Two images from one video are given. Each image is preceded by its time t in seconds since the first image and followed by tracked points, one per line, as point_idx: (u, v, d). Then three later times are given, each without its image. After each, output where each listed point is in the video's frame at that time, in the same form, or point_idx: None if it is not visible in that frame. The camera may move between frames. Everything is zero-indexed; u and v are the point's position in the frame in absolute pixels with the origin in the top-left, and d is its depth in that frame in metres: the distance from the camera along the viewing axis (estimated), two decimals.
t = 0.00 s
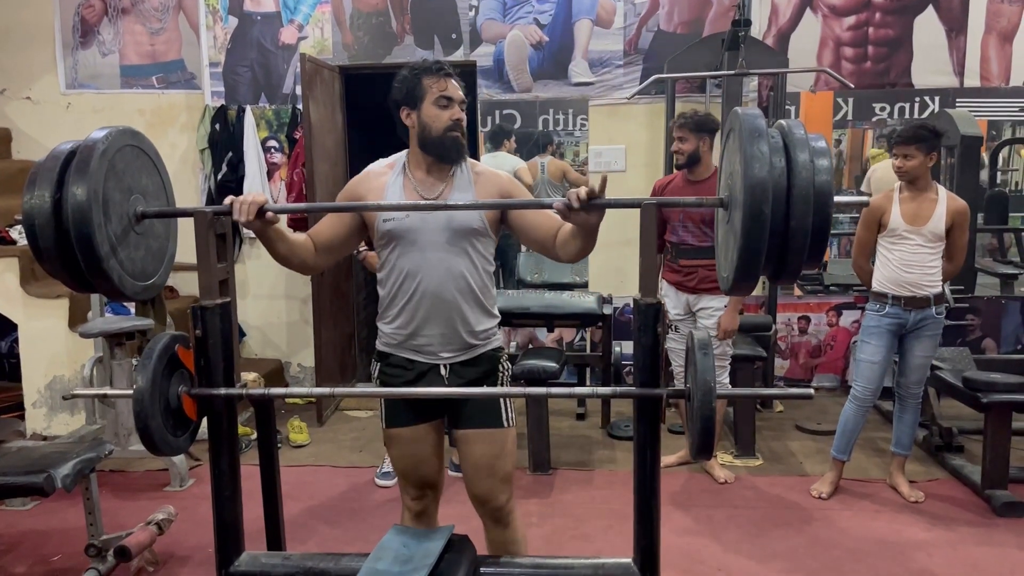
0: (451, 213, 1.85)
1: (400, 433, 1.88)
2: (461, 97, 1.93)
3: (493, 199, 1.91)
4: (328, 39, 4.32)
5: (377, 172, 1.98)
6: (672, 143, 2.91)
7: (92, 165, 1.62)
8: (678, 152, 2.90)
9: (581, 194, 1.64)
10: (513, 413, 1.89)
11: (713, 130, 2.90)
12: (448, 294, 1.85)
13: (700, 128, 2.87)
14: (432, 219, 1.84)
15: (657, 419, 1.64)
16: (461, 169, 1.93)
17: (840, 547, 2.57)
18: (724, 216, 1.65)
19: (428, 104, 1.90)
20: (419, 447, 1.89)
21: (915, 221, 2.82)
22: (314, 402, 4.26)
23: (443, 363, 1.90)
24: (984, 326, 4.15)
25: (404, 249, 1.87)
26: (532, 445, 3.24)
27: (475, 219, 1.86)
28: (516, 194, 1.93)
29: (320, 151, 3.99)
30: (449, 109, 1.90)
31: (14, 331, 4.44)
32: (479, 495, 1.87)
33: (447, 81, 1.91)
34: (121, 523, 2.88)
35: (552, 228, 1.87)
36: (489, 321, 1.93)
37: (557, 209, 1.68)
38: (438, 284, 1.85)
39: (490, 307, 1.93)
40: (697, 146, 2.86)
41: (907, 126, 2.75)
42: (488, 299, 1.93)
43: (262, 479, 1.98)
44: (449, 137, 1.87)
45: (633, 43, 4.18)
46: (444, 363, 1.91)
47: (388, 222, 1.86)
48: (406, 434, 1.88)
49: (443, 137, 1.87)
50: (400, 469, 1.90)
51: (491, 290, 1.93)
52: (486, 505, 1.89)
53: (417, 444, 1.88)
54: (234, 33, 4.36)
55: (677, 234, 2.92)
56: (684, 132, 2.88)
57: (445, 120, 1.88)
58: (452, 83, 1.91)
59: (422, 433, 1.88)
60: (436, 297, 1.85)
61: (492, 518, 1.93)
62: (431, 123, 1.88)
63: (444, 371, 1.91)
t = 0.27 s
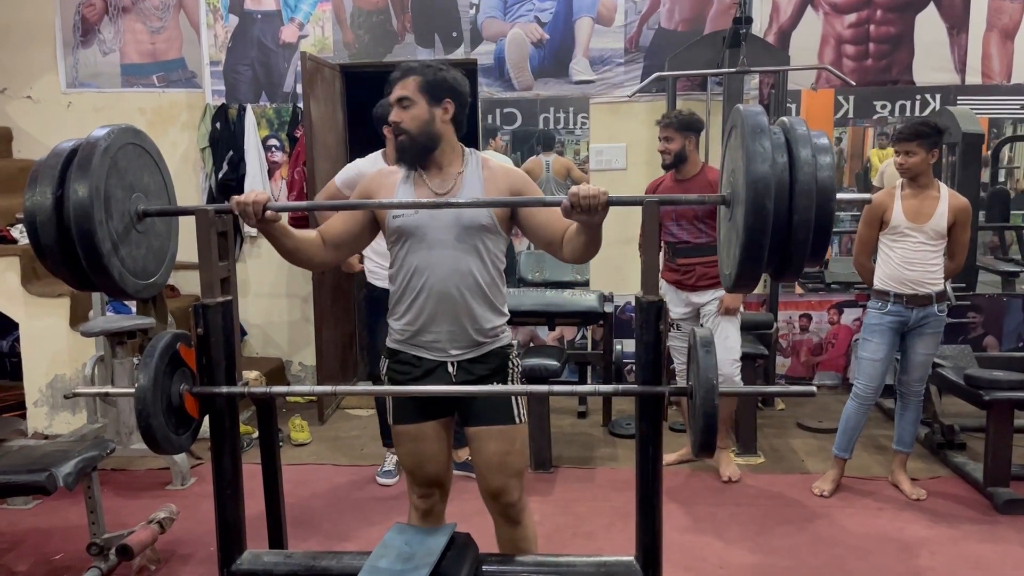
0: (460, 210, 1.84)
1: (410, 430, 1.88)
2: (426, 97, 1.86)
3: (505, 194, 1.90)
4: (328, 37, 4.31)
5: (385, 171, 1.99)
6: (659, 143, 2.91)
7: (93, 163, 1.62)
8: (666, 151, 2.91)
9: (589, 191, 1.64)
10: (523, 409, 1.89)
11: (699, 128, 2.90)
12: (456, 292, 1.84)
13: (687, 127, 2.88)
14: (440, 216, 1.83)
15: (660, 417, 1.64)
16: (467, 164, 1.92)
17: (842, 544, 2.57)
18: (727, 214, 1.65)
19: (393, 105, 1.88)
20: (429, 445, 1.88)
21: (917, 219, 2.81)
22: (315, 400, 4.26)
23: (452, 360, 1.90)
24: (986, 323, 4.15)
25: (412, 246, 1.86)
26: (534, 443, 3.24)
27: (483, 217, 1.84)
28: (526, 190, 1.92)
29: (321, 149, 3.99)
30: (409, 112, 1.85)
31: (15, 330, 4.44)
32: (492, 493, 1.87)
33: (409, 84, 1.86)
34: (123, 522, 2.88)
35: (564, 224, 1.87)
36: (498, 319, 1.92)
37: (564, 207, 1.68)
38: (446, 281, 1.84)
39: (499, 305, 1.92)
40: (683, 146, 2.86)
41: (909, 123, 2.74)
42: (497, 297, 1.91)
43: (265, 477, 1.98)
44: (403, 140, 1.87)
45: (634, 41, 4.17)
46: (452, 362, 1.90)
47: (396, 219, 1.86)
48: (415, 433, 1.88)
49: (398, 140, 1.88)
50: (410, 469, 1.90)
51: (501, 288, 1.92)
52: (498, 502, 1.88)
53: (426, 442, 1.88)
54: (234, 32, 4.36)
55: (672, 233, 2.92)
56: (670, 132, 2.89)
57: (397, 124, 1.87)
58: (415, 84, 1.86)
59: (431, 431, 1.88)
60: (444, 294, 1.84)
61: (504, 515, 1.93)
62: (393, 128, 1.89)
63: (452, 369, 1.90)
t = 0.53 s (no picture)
0: (452, 210, 1.83)
1: (411, 431, 1.87)
2: (403, 100, 1.86)
3: (495, 193, 1.89)
4: (331, 37, 4.31)
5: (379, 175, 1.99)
6: (664, 142, 2.90)
7: (97, 165, 1.61)
8: (672, 149, 2.89)
9: (594, 190, 1.63)
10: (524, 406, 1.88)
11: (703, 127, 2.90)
12: (448, 293, 1.83)
13: (692, 125, 2.87)
14: (431, 218, 1.83)
15: (666, 417, 1.63)
16: (456, 162, 1.91)
17: (847, 544, 2.56)
18: (733, 213, 1.64)
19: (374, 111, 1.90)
20: (430, 446, 1.88)
21: (922, 217, 2.80)
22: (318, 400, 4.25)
23: (449, 360, 1.89)
24: (990, 322, 4.13)
25: (406, 249, 1.86)
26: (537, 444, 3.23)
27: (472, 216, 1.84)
28: (517, 188, 1.90)
29: (324, 149, 3.98)
30: (388, 116, 1.87)
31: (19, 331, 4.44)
32: (496, 491, 1.85)
33: (387, 89, 1.87)
34: (127, 522, 2.88)
35: (558, 221, 1.86)
36: (494, 318, 1.90)
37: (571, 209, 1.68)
38: (438, 283, 1.83)
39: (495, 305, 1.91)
40: (688, 144, 2.85)
41: (915, 122, 2.73)
42: (492, 298, 1.89)
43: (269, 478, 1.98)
44: (384, 147, 1.89)
45: (637, 39, 4.16)
46: (449, 362, 1.89)
47: (390, 222, 1.87)
48: (415, 434, 1.87)
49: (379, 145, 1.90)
50: (413, 470, 1.89)
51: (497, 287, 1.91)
52: (502, 502, 1.87)
53: (427, 443, 1.88)
54: (237, 32, 4.36)
55: (677, 231, 2.90)
56: (675, 130, 2.88)
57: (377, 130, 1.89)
58: (394, 88, 1.87)
59: (431, 432, 1.88)
60: (437, 296, 1.84)
61: (510, 516, 1.91)
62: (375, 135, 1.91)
63: (450, 370, 1.89)
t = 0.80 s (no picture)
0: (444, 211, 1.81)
1: (406, 434, 1.86)
2: (392, 103, 1.85)
3: (488, 193, 1.86)
4: (336, 36, 4.30)
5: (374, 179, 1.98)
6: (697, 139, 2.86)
7: (105, 164, 1.60)
8: (707, 147, 2.84)
9: (606, 191, 1.61)
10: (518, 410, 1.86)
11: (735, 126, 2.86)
12: (441, 296, 1.82)
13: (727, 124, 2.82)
14: (423, 219, 1.81)
15: (678, 419, 1.62)
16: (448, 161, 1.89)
17: (858, 546, 2.55)
18: (745, 213, 1.62)
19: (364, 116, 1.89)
20: (425, 449, 1.87)
21: (932, 215, 2.78)
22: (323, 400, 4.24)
23: (442, 363, 1.87)
24: (999, 322, 4.10)
25: (399, 252, 1.85)
26: (545, 444, 3.22)
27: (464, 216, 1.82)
28: (511, 185, 1.87)
29: (330, 148, 3.97)
30: (377, 119, 1.86)
31: (25, 331, 4.44)
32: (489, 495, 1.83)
33: (375, 94, 1.86)
34: (133, 524, 2.87)
35: (553, 218, 1.83)
36: (490, 320, 1.88)
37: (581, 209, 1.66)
38: (432, 285, 1.82)
39: (491, 306, 1.89)
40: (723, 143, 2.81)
41: (927, 119, 2.70)
42: (487, 299, 1.88)
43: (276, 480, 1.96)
44: (375, 152, 1.88)
45: (644, 38, 4.14)
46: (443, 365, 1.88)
47: (384, 225, 1.85)
48: (410, 437, 1.86)
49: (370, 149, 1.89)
50: (409, 473, 1.88)
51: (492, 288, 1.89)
52: (497, 506, 1.85)
53: (422, 446, 1.86)
54: (242, 31, 4.35)
55: (697, 230, 2.89)
56: (710, 129, 2.82)
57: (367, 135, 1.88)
58: (382, 92, 1.86)
59: (425, 435, 1.86)
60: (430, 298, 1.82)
61: (506, 520, 1.89)
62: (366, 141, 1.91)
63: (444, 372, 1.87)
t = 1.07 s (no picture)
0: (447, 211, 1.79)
1: (410, 436, 1.85)
2: (397, 105, 1.84)
3: (495, 194, 1.83)
4: (343, 35, 4.29)
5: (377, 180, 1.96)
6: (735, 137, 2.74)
7: (118, 164, 1.59)
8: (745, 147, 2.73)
9: (622, 189, 1.59)
10: (520, 415, 1.82)
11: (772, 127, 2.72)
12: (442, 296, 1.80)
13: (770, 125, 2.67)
14: (426, 220, 1.80)
15: (694, 420, 1.60)
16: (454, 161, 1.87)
17: (871, 548, 2.53)
18: (762, 212, 1.60)
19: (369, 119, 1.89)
20: (428, 452, 1.85)
21: (945, 214, 2.76)
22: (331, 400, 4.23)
23: (443, 367, 1.86)
24: (1010, 322, 4.07)
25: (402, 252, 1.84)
26: (554, 445, 3.20)
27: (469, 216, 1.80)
28: (517, 186, 1.85)
29: (337, 148, 3.95)
30: (383, 122, 1.84)
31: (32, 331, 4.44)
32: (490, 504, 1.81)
33: (380, 95, 1.85)
34: (142, 525, 2.86)
35: (560, 218, 1.81)
36: (492, 323, 1.86)
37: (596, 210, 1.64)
38: (432, 286, 1.80)
39: (493, 309, 1.87)
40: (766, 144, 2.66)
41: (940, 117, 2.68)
42: (490, 301, 1.85)
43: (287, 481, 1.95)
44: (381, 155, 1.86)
45: (652, 36, 4.12)
46: (445, 370, 1.86)
47: (388, 225, 1.84)
48: (413, 439, 1.85)
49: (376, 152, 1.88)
50: (413, 475, 1.87)
51: (496, 291, 1.87)
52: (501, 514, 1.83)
53: (425, 449, 1.85)
54: (249, 31, 4.34)
55: (726, 229, 2.86)
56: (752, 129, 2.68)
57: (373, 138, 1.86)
58: (386, 94, 1.85)
59: (428, 438, 1.85)
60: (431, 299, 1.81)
61: (511, 528, 1.87)
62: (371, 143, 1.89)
63: (445, 375, 1.86)
